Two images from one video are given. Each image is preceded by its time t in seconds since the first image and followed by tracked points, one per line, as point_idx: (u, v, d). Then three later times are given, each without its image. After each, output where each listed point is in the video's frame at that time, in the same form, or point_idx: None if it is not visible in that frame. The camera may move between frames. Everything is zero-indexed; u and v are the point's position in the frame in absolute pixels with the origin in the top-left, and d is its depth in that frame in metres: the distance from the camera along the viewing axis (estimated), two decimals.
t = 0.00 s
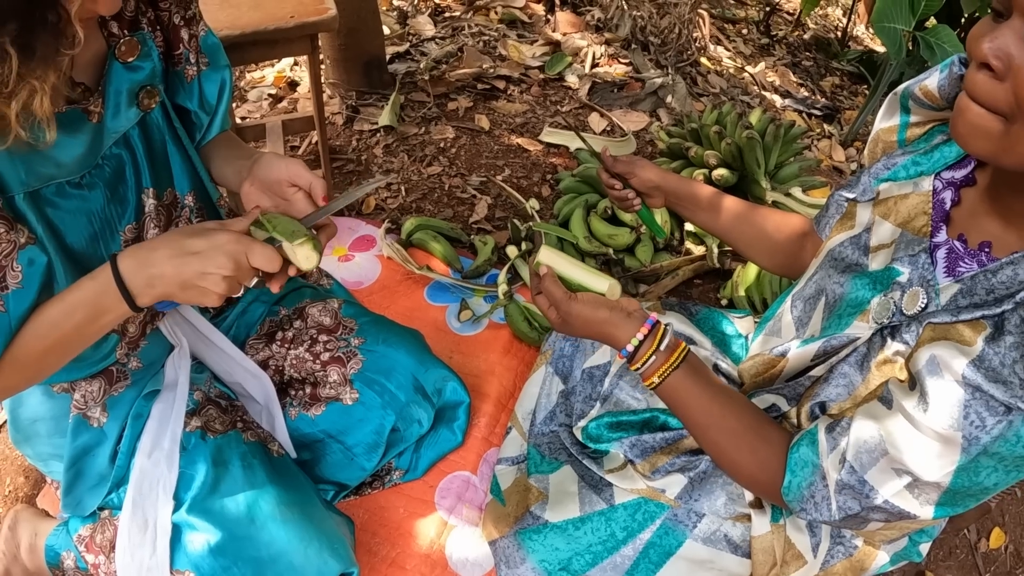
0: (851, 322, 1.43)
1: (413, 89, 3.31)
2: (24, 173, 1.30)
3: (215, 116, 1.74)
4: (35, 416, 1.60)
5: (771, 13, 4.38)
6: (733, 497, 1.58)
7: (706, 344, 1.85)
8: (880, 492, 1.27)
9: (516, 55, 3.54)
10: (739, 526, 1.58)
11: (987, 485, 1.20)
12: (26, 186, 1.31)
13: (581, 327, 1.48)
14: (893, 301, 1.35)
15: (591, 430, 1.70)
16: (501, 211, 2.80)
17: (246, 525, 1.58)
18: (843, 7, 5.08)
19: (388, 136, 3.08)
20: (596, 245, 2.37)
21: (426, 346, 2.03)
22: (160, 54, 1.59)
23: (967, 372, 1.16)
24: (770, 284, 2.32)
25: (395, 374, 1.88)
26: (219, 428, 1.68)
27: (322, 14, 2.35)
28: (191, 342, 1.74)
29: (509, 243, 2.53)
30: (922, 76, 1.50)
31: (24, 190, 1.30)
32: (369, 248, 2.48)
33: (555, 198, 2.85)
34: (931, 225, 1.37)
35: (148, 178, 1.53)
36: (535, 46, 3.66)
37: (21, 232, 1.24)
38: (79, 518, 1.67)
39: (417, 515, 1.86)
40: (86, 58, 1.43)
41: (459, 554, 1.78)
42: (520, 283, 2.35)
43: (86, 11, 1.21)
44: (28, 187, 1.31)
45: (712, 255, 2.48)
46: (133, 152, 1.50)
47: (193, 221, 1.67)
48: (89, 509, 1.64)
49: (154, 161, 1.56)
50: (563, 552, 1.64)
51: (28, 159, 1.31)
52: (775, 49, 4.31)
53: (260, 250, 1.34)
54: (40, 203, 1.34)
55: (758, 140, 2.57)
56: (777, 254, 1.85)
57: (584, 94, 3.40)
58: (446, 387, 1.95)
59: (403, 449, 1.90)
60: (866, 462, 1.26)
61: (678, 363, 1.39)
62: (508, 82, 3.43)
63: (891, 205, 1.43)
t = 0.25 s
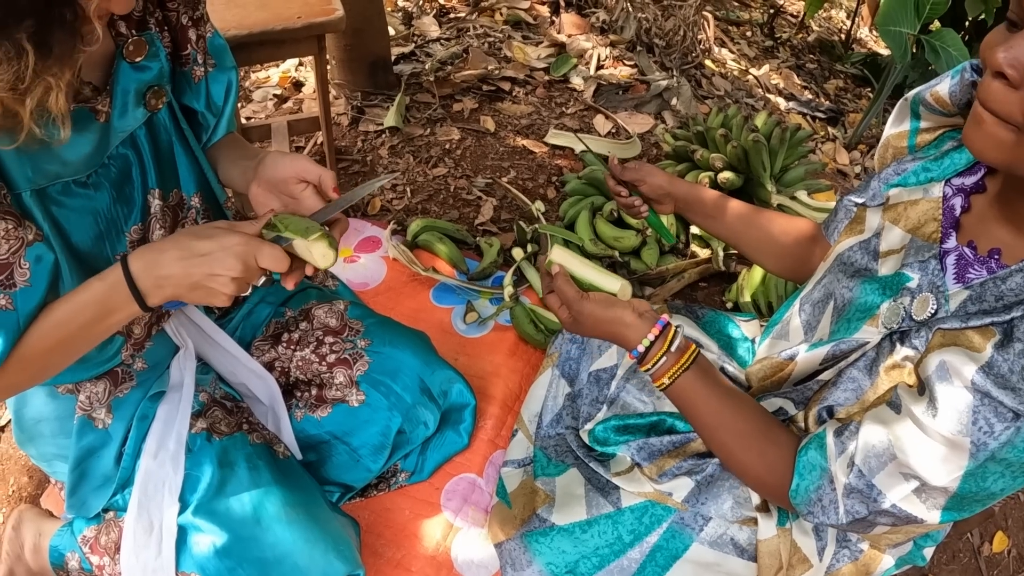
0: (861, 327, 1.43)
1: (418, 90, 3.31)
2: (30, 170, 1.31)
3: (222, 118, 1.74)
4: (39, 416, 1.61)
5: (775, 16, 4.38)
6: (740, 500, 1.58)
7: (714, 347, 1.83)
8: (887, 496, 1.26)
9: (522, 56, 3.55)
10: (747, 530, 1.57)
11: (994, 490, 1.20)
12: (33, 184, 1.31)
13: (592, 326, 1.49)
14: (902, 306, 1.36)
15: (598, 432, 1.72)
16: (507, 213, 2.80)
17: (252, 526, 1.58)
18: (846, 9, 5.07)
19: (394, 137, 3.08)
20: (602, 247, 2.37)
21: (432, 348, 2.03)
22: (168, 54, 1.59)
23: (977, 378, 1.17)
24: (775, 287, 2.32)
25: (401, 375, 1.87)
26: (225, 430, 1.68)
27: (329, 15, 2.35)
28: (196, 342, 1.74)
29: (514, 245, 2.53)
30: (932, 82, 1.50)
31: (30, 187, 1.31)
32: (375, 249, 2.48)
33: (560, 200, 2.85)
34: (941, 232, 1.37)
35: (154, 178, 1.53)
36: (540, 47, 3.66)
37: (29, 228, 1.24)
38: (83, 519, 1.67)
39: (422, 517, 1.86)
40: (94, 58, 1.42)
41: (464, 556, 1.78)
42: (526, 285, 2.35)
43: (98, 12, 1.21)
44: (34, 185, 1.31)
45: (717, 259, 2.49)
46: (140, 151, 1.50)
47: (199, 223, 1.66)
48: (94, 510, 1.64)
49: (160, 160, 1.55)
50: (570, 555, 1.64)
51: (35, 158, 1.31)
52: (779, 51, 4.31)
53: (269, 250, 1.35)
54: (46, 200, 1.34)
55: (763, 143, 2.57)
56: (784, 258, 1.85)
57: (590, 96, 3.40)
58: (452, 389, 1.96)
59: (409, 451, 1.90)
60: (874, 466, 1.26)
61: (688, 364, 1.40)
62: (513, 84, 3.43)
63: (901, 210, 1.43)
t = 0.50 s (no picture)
0: (874, 331, 1.43)
1: (424, 91, 3.31)
2: (40, 167, 1.30)
3: (229, 116, 1.73)
4: (43, 416, 1.59)
5: (780, 18, 4.37)
6: (746, 503, 1.58)
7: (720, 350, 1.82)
8: (895, 487, 1.26)
9: (527, 58, 3.54)
10: (753, 533, 1.56)
11: (1001, 489, 1.19)
12: (42, 182, 1.30)
13: (619, 293, 1.59)
14: (917, 311, 1.36)
15: (605, 435, 1.71)
16: (512, 214, 2.79)
17: (257, 528, 1.58)
18: (850, 12, 5.07)
19: (399, 138, 3.08)
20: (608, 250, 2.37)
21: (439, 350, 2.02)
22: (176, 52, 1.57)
23: (989, 380, 1.16)
24: (782, 290, 2.31)
25: (407, 377, 1.87)
26: (231, 431, 1.67)
27: (336, 15, 2.35)
28: (202, 342, 1.74)
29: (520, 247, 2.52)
30: (953, 90, 1.50)
31: (40, 185, 1.30)
32: (381, 250, 2.48)
33: (566, 202, 2.84)
34: (957, 238, 1.37)
35: (162, 176, 1.52)
36: (545, 48, 3.66)
37: (38, 226, 1.23)
38: (86, 520, 1.66)
39: (427, 519, 1.85)
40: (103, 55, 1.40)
41: (469, 559, 1.78)
42: (532, 287, 2.34)
43: (110, 12, 1.21)
44: (43, 182, 1.31)
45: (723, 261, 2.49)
46: (148, 149, 1.49)
47: (205, 221, 1.66)
48: (97, 511, 1.64)
49: (167, 159, 1.55)
50: (576, 559, 1.64)
51: (43, 155, 1.30)
52: (784, 54, 4.30)
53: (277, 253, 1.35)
54: (54, 198, 1.34)
55: (770, 146, 2.56)
56: (792, 261, 1.85)
57: (595, 97, 3.39)
58: (458, 392, 1.95)
59: (415, 452, 1.90)
60: (884, 456, 1.26)
61: (706, 340, 1.46)
62: (518, 85, 3.42)
63: (917, 216, 1.44)
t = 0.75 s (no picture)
0: (889, 334, 1.42)
1: (429, 91, 3.31)
2: (49, 164, 1.30)
3: (236, 115, 1.73)
4: (48, 414, 1.58)
5: (784, 20, 4.36)
6: (753, 506, 1.58)
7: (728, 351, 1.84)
8: (904, 481, 1.25)
9: (532, 59, 3.54)
10: (761, 536, 1.56)
11: (1011, 489, 1.19)
12: (51, 179, 1.30)
13: (644, 269, 1.65)
14: (932, 315, 1.35)
15: (613, 438, 1.70)
16: (518, 215, 2.78)
17: (262, 530, 1.57)
18: (854, 14, 5.06)
19: (404, 138, 3.07)
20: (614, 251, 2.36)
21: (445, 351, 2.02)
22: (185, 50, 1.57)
23: (1004, 383, 1.16)
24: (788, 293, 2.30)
25: (413, 379, 1.87)
26: (236, 432, 1.67)
27: (343, 15, 2.34)
28: (207, 342, 1.72)
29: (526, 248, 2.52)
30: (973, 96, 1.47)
31: (49, 182, 1.30)
32: (387, 250, 2.48)
33: (571, 203, 2.84)
34: (973, 245, 1.35)
35: (171, 174, 1.52)
36: (550, 49, 3.66)
37: (49, 223, 1.23)
38: (90, 520, 1.66)
39: (432, 521, 1.85)
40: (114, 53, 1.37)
41: (475, 561, 1.77)
42: (538, 289, 2.34)
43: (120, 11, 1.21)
44: (53, 179, 1.30)
45: (729, 263, 2.49)
46: (156, 147, 1.49)
47: (213, 220, 1.64)
48: (101, 511, 1.63)
49: (175, 157, 1.55)
50: (583, 561, 1.63)
51: (52, 153, 1.30)
52: (788, 56, 4.29)
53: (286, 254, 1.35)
54: (63, 195, 1.33)
55: (776, 148, 2.56)
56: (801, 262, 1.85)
57: (600, 99, 3.39)
58: (464, 393, 1.95)
59: (420, 454, 1.89)
60: (895, 448, 1.25)
61: (726, 322, 1.48)
62: (523, 86, 3.42)
63: (934, 221, 1.44)
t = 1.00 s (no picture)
0: (896, 336, 1.43)
1: (433, 93, 3.31)
2: (59, 163, 1.31)
3: (245, 115, 1.74)
4: (52, 414, 1.59)
5: (788, 23, 4.37)
6: (757, 509, 1.58)
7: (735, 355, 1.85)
8: (909, 479, 1.25)
9: (536, 61, 3.55)
10: (764, 539, 1.56)
11: (1014, 491, 1.19)
12: (61, 178, 1.31)
13: (649, 266, 1.68)
14: (940, 318, 1.35)
15: (617, 441, 1.70)
16: (523, 217, 2.79)
17: (268, 533, 1.57)
18: (858, 17, 5.06)
19: (409, 140, 3.08)
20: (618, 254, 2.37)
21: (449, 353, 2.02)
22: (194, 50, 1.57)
23: (1010, 385, 1.15)
24: (792, 296, 2.31)
25: (419, 381, 1.87)
26: (242, 434, 1.67)
27: (350, 16, 2.35)
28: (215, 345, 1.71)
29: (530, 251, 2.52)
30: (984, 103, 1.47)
31: (59, 182, 1.31)
32: (392, 252, 2.48)
33: (575, 206, 2.84)
34: (980, 250, 1.36)
35: (178, 174, 1.52)
36: (554, 51, 3.66)
37: (63, 223, 1.23)
38: (94, 520, 1.67)
39: (436, 524, 1.85)
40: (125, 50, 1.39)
41: (478, 563, 1.77)
42: (542, 291, 2.35)
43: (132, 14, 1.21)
44: (63, 179, 1.31)
45: (733, 267, 2.49)
46: (165, 147, 1.50)
47: (220, 221, 1.64)
48: (105, 512, 1.64)
49: (184, 158, 1.55)
50: (587, 564, 1.63)
51: (62, 152, 1.31)
52: (792, 59, 4.30)
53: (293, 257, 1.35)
54: (72, 195, 1.34)
55: (780, 152, 2.56)
56: (806, 265, 1.86)
57: (604, 101, 3.39)
58: (469, 396, 1.95)
59: (425, 456, 1.89)
60: (901, 446, 1.25)
61: (732, 319, 1.52)
62: (528, 88, 3.42)
63: (942, 227, 1.44)
